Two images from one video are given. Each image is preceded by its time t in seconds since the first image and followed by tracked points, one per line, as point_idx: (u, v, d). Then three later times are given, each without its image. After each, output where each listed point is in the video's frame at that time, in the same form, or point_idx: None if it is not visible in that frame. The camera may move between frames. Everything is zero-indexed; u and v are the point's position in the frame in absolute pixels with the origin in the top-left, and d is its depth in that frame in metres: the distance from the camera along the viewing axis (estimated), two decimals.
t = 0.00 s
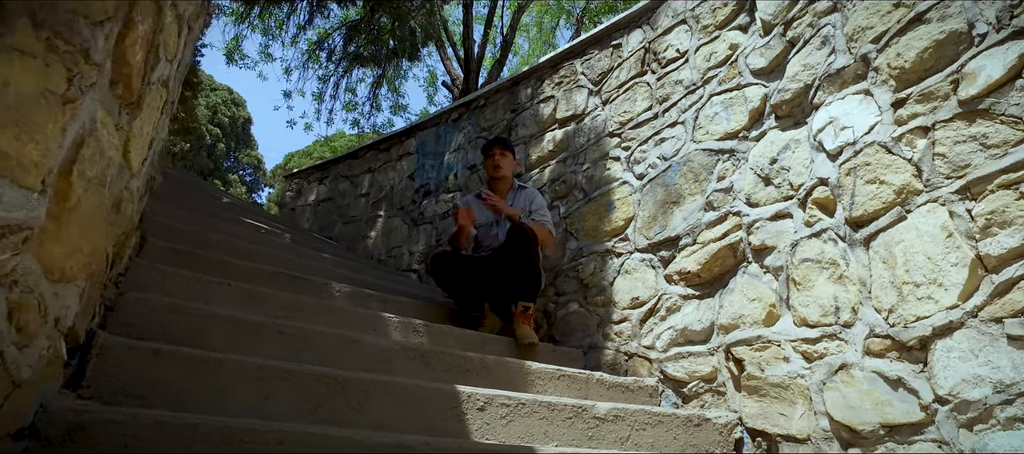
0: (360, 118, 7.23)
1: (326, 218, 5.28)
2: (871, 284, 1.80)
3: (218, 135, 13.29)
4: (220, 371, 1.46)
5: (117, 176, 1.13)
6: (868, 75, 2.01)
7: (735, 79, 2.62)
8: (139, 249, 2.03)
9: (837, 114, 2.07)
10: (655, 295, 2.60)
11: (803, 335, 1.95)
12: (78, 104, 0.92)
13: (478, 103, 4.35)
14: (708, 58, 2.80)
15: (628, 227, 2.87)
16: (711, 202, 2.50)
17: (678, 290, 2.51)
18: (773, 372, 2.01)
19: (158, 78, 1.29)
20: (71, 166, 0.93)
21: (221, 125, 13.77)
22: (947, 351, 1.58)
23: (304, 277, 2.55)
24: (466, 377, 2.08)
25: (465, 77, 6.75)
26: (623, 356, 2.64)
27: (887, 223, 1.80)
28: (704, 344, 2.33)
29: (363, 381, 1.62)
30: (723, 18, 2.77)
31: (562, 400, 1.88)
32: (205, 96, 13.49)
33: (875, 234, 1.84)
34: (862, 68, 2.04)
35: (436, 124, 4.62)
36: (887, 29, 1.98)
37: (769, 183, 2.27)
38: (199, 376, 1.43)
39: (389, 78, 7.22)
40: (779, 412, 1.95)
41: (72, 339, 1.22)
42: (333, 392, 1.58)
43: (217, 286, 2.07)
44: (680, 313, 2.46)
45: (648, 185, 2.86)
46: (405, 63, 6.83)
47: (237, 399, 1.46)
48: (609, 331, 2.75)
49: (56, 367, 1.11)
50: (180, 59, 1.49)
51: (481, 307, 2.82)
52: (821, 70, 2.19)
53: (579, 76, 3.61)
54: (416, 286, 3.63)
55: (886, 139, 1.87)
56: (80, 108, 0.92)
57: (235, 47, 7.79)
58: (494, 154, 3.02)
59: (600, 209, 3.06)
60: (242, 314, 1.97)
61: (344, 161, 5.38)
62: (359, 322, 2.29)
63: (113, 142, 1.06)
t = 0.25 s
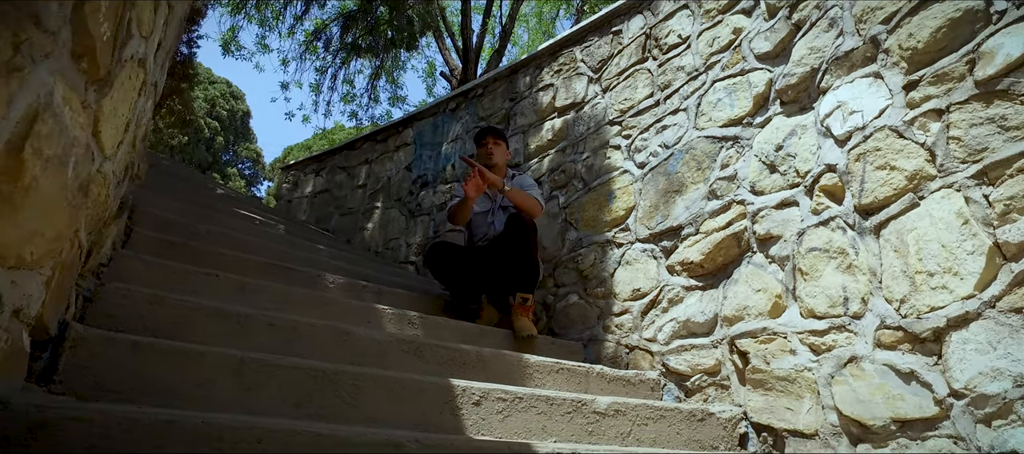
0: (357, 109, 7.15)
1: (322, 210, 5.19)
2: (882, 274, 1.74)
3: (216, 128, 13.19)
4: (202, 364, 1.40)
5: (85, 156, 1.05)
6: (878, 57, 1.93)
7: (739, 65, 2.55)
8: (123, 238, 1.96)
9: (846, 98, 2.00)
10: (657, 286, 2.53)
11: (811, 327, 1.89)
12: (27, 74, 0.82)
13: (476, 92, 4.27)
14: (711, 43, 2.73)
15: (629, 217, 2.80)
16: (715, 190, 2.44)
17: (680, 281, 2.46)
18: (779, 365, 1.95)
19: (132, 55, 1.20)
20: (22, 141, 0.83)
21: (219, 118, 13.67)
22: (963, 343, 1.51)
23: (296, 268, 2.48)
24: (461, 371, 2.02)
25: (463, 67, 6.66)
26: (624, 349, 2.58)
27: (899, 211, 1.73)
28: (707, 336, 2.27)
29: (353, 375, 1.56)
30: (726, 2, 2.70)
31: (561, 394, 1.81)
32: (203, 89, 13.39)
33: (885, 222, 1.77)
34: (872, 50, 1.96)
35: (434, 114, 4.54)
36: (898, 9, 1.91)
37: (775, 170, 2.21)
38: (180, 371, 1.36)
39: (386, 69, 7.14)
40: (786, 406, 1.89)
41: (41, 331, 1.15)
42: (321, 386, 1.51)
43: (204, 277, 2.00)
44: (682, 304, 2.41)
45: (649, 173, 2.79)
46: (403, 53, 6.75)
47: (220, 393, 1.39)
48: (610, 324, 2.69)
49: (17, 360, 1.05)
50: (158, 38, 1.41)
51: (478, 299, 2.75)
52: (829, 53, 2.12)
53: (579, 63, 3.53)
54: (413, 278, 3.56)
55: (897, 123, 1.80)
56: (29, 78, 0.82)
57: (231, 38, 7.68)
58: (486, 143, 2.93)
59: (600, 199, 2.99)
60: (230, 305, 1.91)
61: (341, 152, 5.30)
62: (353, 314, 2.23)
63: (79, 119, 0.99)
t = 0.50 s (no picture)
0: (357, 104, 7.07)
1: (321, 206, 5.11)
2: (899, 270, 1.66)
3: (217, 124, 13.11)
4: (187, 367, 1.33)
5: (52, 145, 0.97)
6: (894, 44, 1.85)
7: (747, 54, 2.46)
8: (110, 234, 1.89)
9: (860, 87, 1.91)
10: (663, 283, 2.47)
11: (824, 326, 1.82)
12: None
13: (476, 85, 4.19)
14: (717, 33, 2.64)
15: (633, 211, 2.73)
16: (722, 184, 2.36)
17: (687, 277, 2.39)
18: (790, 365, 1.88)
19: (109, 37, 1.11)
20: None
21: (219, 114, 13.59)
22: (988, 343, 1.44)
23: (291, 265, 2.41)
24: (460, 372, 1.95)
25: (463, 61, 6.58)
26: (629, 348, 2.51)
27: (918, 204, 1.66)
28: (715, 335, 2.21)
29: (346, 377, 1.49)
30: None
31: (564, 396, 1.74)
32: (203, 84, 13.32)
33: (903, 216, 1.69)
34: (887, 37, 1.88)
35: (434, 108, 4.46)
36: None
37: (785, 163, 2.13)
38: (162, 373, 1.29)
39: (387, 63, 7.05)
40: (797, 408, 1.81)
41: (9, 333, 1.08)
42: (312, 389, 1.44)
43: (194, 274, 1.93)
44: (689, 301, 2.34)
45: (654, 167, 2.71)
46: (403, 47, 6.66)
47: (205, 397, 1.32)
48: (614, 321, 2.62)
49: None
50: (138, 24, 1.34)
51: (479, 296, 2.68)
52: (842, 40, 2.04)
53: (581, 55, 3.44)
54: (412, 275, 3.49)
55: (915, 113, 1.72)
56: None
57: (230, 33, 7.60)
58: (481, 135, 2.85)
59: (603, 193, 2.92)
60: (221, 304, 1.84)
61: (340, 147, 5.22)
62: (349, 313, 2.16)
63: (43, 104, 0.92)
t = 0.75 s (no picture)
0: (359, 103, 6.98)
1: (321, 205, 5.02)
2: (927, 273, 1.57)
3: (218, 123, 13.03)
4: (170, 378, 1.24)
5: (13, 138, 0.89)
6: (919, 34, 1.76)
7: (760, 47, 2.37)
8: (96, 236, 1.81)
9: (882, 80, 1.82)
10: (672, 285, 2.38)
11: (845, 331, 1.73)
12: None
13: (478, 82, 4.10)
14: (728, 25, 2.55)
15: (641, 211, 2.64)
16: (735, 182, 2.27)
17: (697, 279, 2.30)
18: (809, 372, 1.80)
19: (82, 22, 1.02)
20: None
21: (220, 113, 13.51)
22: None
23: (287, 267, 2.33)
24: (463, 380, 1.86)
25: (465, 58, 6.49)
26: (638, 352, 2.43)
27: (947, 203, 1.57)
28: (728, 340, 2.13)
29: (342, 387, 1.40)
30: None
31: (573, 406, 1.65)
32: (204, 83, 13.24)
33: (931, 215, 1.60)
34: (911, 27, 1.78)
35: (435, 105, 4.37)
36: None
37: (801, 160, 2.04)
38: (144, 386, 1.21)
39: (387, 61, 6.96)
40: (817, 418, 1.73)
41: None
42: (306, 401, 1.35)
43: (184, 277, 1.85)
44: (701, 305, 2.26)
45: (662, 165, 2.63)
46: (404, 44, 6.57)
47: (190, 410, 1.24)
48: (622, 325, 2.53)
49: None
50: (117, 11, 1.26)
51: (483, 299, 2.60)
52: (861, 32, 1.95)
53: (586, 50, 3.35)
54: (413, 277, 3.40)
55: (943, 106, 1.63)
56: None
57: (229, 30, 7.51)
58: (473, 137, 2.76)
59: (610, 192, 2.83)
60: (212, 309, 1.75)
61: (340, 145, 5.13)
62: (347, 317, 2.07)
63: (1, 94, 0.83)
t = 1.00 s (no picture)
0: (360, 102, 6.90)
1: (320, 205, 4.93)
2: (958, 277, 1.48)
3: (218, 123, 12.92)
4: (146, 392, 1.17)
5: None
6: (946, 24, 1.67)
7: (774, 40, 2.28)
8: (80, 238, 1.73)
9: (905, 73, 1.73)
10: (683, 288, 2.30)
11: (868, 338, 1.63)
12: None
13: (480, 79, 4.01)
14: (740, 18, 2.46)
15: (649, 211, 2.55)
16: (748, 180, 2.18)
17: (709, 282, 2.22)
18: (829, 381, 1.71)
19: (47, 6, 0.94)
20: None
21: (221, 113, 13.42)
22: None
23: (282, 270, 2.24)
24: (465, 389, 1.77)
25: (467, 55, 6.40)
26: (646, 358, 2.34)
27: (979, 203, 1.49)
28: (741, 345, 2.04)
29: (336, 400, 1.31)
30: None
31: (581, 419, 1.56)
32: (204, 83, 13.16)
33: (961, 216, 1.52)
34: (938, 16, 1.70)
35: (436, 103, 4.29)
36: None
37: (818, 158, 1.95)
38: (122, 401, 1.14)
39: (388, 59, 6.87)
40: (838, 429, 1.65)
41: None
42: (297, 416, 1.27)
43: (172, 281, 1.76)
44: (713, 309, 2.17)
45: (671, 163, 2.54)
46: (405, 41, 6.49)
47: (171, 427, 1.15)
48: (630, 329, 2.44)
49: None
50: None
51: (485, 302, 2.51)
52: (882, 23, 1.86)
53: (591, 45, 3.26)
54: (414, 279, 3.31)
55: (975, 100, 1.55)
56: None
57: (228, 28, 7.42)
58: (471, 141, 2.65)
59: (616, 192, 2.74)
60: (199, 315, 1.67)
61: (340, 144, 5.05)
62: (342, 322, 1.99)
63: None
